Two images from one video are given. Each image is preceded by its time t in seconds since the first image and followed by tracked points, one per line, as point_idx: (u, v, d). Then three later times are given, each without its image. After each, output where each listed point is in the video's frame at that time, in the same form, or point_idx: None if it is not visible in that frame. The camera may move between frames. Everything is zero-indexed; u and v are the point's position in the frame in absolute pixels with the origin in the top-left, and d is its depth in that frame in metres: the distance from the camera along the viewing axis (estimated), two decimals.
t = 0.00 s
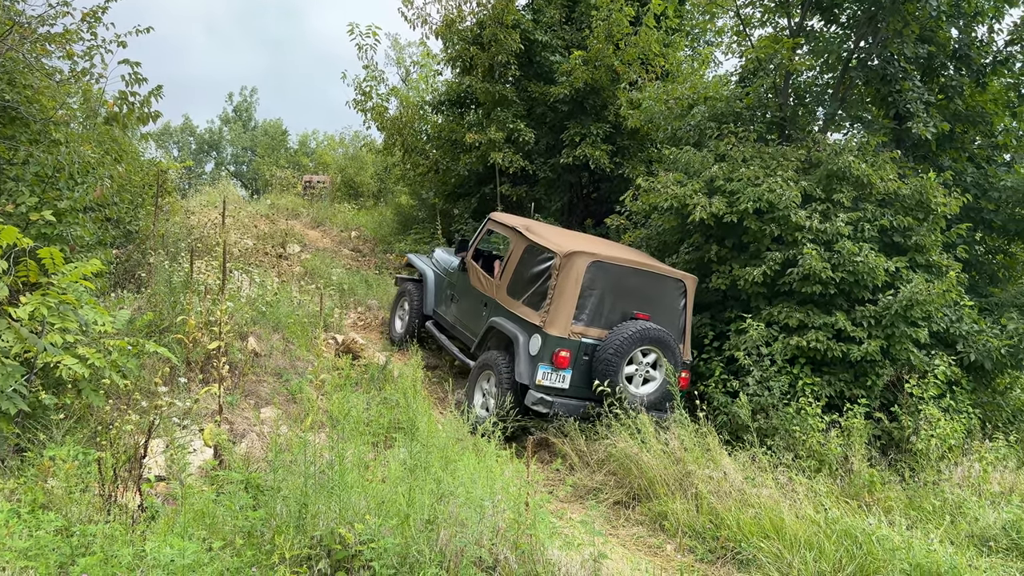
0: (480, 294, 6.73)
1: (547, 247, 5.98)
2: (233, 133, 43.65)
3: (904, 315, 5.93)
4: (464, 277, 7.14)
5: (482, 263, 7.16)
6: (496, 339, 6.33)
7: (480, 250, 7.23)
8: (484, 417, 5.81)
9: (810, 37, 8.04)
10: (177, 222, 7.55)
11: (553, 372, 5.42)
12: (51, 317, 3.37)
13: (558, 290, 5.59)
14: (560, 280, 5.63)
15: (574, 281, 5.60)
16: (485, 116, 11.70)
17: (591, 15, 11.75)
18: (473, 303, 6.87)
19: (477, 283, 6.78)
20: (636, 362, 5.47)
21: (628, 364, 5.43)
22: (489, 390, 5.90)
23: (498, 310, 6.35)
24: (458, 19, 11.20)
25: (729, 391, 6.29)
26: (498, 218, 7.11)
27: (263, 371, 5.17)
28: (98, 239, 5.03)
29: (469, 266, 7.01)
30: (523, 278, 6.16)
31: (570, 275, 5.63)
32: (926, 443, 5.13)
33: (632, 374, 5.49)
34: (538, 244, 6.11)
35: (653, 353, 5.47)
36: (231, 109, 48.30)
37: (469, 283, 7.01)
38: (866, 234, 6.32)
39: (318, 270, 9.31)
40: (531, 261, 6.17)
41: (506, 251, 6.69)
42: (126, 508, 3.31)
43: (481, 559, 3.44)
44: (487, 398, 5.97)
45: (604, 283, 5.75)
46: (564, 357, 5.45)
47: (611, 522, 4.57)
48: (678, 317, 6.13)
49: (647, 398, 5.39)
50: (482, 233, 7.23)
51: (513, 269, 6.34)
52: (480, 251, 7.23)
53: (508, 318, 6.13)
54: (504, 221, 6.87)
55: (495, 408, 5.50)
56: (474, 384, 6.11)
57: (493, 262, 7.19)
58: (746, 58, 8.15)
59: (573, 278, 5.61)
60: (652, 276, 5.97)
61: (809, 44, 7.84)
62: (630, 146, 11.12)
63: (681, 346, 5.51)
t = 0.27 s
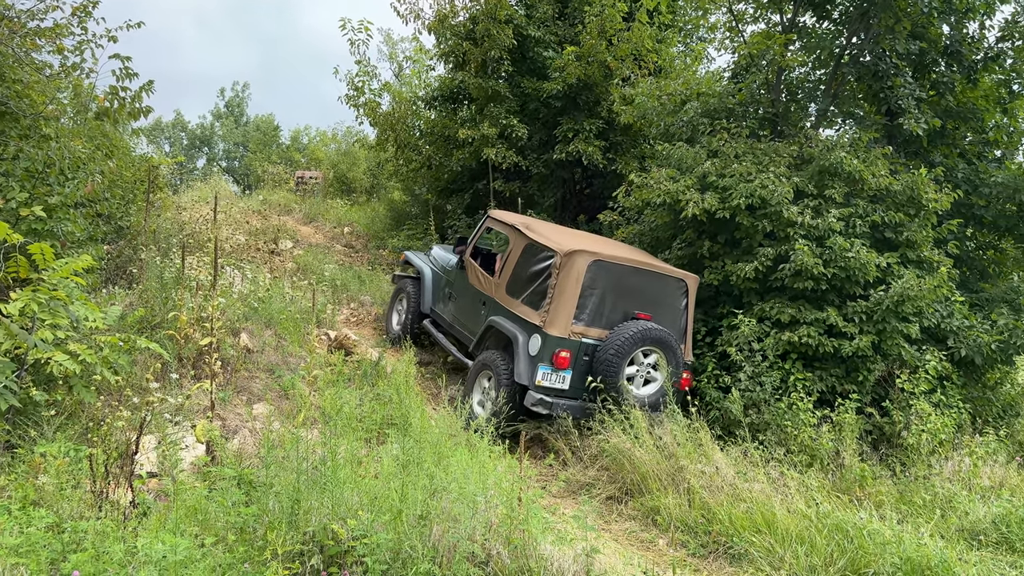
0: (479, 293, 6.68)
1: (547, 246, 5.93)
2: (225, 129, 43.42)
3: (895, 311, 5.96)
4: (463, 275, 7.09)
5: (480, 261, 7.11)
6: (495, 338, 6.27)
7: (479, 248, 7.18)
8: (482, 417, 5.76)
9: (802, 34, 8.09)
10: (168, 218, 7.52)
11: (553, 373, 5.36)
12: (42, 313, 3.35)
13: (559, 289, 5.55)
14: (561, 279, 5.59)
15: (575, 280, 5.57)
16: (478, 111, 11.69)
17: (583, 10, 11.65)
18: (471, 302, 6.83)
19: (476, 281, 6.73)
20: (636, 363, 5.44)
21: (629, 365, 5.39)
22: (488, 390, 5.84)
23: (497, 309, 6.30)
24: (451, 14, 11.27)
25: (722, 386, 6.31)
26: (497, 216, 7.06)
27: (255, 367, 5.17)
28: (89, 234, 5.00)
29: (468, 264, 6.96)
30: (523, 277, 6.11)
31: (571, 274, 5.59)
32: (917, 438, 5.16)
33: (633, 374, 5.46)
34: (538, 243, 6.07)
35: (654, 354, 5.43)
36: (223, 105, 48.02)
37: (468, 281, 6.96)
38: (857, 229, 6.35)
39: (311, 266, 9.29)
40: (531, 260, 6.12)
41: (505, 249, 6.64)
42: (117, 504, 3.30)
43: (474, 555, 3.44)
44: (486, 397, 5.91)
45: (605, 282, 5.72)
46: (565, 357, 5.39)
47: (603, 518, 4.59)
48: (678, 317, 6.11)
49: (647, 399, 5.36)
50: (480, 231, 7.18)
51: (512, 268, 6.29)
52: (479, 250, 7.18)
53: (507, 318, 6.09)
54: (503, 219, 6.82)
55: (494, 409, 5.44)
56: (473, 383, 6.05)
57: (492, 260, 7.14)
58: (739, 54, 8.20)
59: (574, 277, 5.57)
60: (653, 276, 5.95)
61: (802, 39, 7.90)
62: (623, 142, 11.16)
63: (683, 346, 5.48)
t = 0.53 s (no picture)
0: (477, 291, 6.60)
1: (549, 244, 5.83)
2: (214, 123, 43.16)
3: (883, 305, 6.00)
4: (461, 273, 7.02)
5: (479, 259, 7.02)
6: (495, 337, 6.22)
7: (478, 245, 7.10)
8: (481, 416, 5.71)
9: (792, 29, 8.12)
10: (157, 212, 7.47)
11: (554, 373, 5.31)
12: (30, 308, 3.31)
13: (561, 288, 5.46)
14: (562, 278, 5.49)
15: (577, 279, 5.48)
16: (468, 106, 11.66)
17: (574, 5, 11.64)
18: (469, 300, 6.76)
19: (475, 279, 6.64)
20: (638, 364, 5.39)
21: (630, 366, 5.34)
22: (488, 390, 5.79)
23: (497, 308, 6.21)
24: (442, 8, 11.33)
25: (712, 381, 6.33)
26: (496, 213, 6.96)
27: (245, 362, 5.15)
28: (77, 229, 4.96)
29: (467, 261, 6.87)
30: (523, 275, 6.02)
31: (572, 273, 5.49)
32: (905, 431, 5.20)
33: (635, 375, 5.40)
34: (539, 241, 5.97)
35: (657, 355, 5.39)
36: (213, 99, 47.71)
37: (466, 278, 6.88)
38: (847, 224, 6.39)
39: (301, 261, 9.25)
40: (531, 257, 6.03)
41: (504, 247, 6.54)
42: (106, 500, 3.29)
43: (464, 548, 3.44)
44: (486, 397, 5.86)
45: (607, 282, 5.63)
46: (566, 358, 5.33)
47: (593, 513, 4.60)
48: (680, 317, 6.05)
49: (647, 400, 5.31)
50: (480, 228, 7.10)
51: (512, 266, 6.19)
52: (477, 247, 7.09)
53: (507, 316, 6.02)
54: (502, 216, 6.72)
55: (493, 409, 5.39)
56: (473, 382, 6.01)
57: (490, 257, 7.05)
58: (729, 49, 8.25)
59: (576, 276, 5.48)
60: (656, 275, 5.88)
61: (792, 35, 7.95)
62: (614, 137, 11.18)
63: (685, 347, 5.43)
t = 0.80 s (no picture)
0: (475, 290, 6.54)
1: (548, 243, 5.75)
2: (202, 117, 42.83)
3: (870, 299, 6.03)
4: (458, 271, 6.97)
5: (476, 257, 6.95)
6: (492, 336, 6.13)
7: (475, 243, 7.03)
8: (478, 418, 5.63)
9: (781, 23, 8.13)
10: (144, 206, 7.43)
11: (552, 374, 5.21)
12: (14, 303, 3.30)
13: (560, 288, 5.38)
14: (561, 277, 5.42)
15: (576, 279, 5.40)
16: (458, 99, 11.62)
17: None
18: (466, 299, 6.70)
19: (473, 278, 6.58)
20: (638, 365, 5.28)
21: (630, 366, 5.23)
22: (485, 391, 5.70)
23: (494, 308, 6.14)
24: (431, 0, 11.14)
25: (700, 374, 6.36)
26: (495, 211, 6.90)
27: (233, 356, 5.14)
28: (63, 223, 4.93)
29: (464, 260, 6.80)
30: (521, 275, 5.95)
31: (572, 272, 5.41)
32: (891, 424, 5.25)
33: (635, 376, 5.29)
34: (538, 240, 5.90)
35: (657, 356, 5.28)
36: (200, 92, 47.33)
37: (463, 277, 6.83)
38: (834, 218, 6.42)
39: (289, 255, 9.21)
40: (530, 257, 5.95)
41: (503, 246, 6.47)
42: (93, 494, 3.28)
43: (453, 541, 3.44)
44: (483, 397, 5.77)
45: (607, 281, 5.54)
46: (564, 359, 5.23)
47: (583, 506, 4.62)
48: (682, 317, 5.97)
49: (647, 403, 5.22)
50: (477, 226, 7.04)
51: (511, 265, 6.13)
52: (475, 245, 7.03)
53: (505, 316, 5.95)
54: (501, 214, 6.65)
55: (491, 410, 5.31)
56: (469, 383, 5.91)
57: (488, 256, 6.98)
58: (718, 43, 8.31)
59: (575, 275, 5.40)
60: (658, 275, 5.79)
61: (780, 29, 7.98)
62: (603, 131, 11.20)
63: (686, 349, 5.33)
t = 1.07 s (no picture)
0: (469, 287, 6.42)
1: (544, 240, 5.62)
2: (189, 109, 42.47)
3: (856, 292, 6.08)
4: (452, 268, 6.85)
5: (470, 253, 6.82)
6: (486, 335, 6.03)
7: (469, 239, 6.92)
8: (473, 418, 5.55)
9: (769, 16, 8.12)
10: (129, 199, 7.37)
11: (549, 375, 5.15)
12: None
13: (557, 285, 5.26)
14: (558, 275, 5.30)
15: (574, 277, 5.28)
16: (446, 92, 11.59)
17: None
18: (460, 296, 6.59)
19: (468, 276, 6.46)
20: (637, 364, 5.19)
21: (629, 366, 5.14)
22: (480, 390, 5.62)
23: (489, 306, 6.03)
24: None
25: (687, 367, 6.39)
26: (491, 207, 6.77)
27: (220, 350, 5.13)
28: (47, 216, 4.89)
29: (459, 256, 6.67)
30: (517, 272, 5.83)
31: (569, 270, 5.30)
32: (877, 416, 5.30)
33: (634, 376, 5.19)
34: (535, 236, 5.76)
35: (656, 355, 5.19)
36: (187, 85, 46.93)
37: (457, 273, 6.71)
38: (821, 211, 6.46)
39: (276, 248, 9.17)
40: (526, 254, 5.83)
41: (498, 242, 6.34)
42: (78, 489, 3.26)
43: (441, 534, 3.44)
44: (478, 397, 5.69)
45: (605, 279, 5.42)
46: (561, 359, 5.16)
47: (572, 500, 4.65)
48: (682, 315, 5.85)
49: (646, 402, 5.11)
50: (471, 222, 6.92)
51: (507, 262, 6.00)
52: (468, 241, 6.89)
53: (500, 314, 5.84)
54: (496, 210, 6.51)
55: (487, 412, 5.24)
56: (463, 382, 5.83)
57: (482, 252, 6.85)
58: (706, 37, 8.36)
59: (572, 274, 5.28)
60: (657, 272, 5.66)
61: (767, 23, 8.00)
62: (591, 124, 11.21)
63: (686, 348, 5.23)
